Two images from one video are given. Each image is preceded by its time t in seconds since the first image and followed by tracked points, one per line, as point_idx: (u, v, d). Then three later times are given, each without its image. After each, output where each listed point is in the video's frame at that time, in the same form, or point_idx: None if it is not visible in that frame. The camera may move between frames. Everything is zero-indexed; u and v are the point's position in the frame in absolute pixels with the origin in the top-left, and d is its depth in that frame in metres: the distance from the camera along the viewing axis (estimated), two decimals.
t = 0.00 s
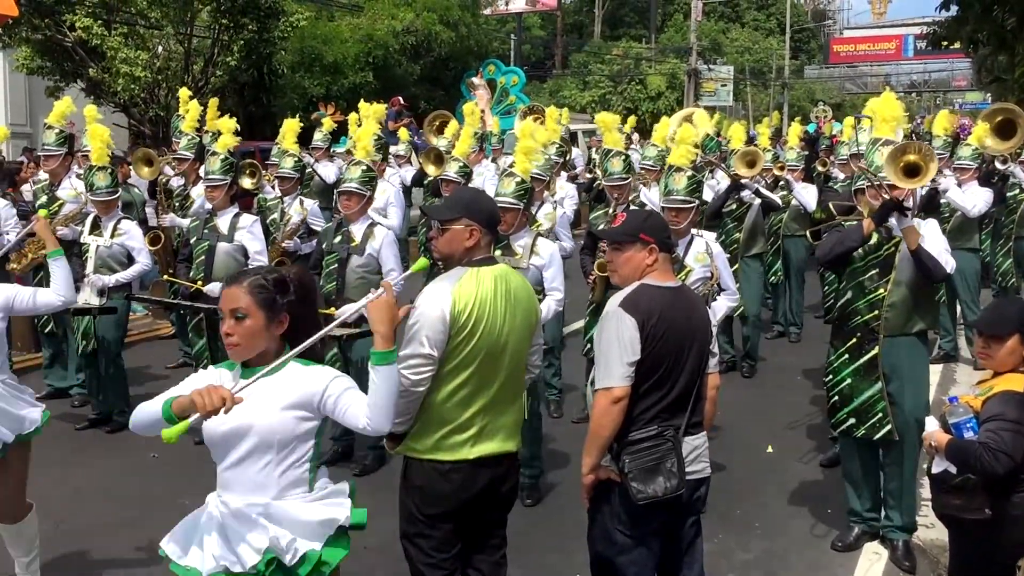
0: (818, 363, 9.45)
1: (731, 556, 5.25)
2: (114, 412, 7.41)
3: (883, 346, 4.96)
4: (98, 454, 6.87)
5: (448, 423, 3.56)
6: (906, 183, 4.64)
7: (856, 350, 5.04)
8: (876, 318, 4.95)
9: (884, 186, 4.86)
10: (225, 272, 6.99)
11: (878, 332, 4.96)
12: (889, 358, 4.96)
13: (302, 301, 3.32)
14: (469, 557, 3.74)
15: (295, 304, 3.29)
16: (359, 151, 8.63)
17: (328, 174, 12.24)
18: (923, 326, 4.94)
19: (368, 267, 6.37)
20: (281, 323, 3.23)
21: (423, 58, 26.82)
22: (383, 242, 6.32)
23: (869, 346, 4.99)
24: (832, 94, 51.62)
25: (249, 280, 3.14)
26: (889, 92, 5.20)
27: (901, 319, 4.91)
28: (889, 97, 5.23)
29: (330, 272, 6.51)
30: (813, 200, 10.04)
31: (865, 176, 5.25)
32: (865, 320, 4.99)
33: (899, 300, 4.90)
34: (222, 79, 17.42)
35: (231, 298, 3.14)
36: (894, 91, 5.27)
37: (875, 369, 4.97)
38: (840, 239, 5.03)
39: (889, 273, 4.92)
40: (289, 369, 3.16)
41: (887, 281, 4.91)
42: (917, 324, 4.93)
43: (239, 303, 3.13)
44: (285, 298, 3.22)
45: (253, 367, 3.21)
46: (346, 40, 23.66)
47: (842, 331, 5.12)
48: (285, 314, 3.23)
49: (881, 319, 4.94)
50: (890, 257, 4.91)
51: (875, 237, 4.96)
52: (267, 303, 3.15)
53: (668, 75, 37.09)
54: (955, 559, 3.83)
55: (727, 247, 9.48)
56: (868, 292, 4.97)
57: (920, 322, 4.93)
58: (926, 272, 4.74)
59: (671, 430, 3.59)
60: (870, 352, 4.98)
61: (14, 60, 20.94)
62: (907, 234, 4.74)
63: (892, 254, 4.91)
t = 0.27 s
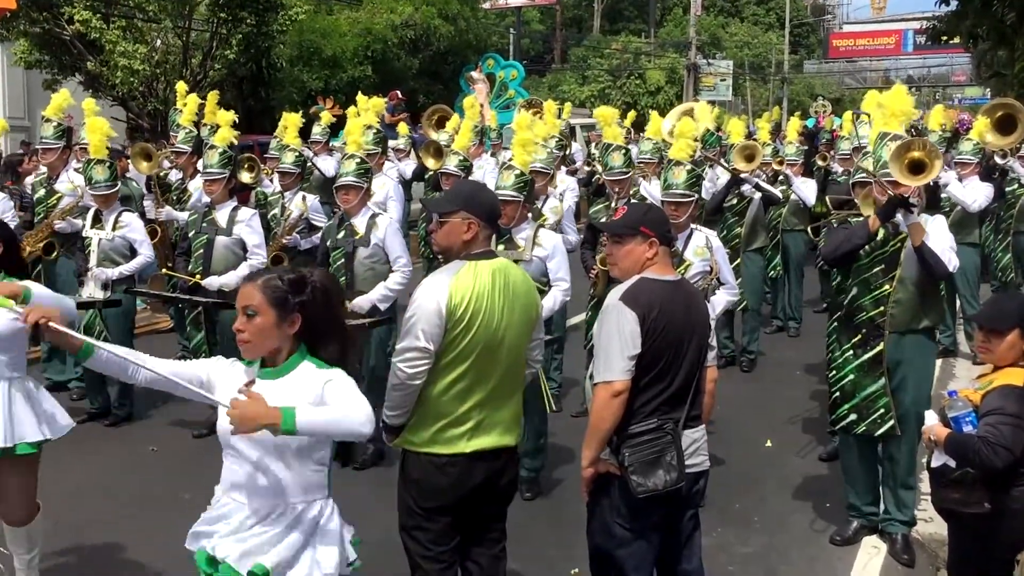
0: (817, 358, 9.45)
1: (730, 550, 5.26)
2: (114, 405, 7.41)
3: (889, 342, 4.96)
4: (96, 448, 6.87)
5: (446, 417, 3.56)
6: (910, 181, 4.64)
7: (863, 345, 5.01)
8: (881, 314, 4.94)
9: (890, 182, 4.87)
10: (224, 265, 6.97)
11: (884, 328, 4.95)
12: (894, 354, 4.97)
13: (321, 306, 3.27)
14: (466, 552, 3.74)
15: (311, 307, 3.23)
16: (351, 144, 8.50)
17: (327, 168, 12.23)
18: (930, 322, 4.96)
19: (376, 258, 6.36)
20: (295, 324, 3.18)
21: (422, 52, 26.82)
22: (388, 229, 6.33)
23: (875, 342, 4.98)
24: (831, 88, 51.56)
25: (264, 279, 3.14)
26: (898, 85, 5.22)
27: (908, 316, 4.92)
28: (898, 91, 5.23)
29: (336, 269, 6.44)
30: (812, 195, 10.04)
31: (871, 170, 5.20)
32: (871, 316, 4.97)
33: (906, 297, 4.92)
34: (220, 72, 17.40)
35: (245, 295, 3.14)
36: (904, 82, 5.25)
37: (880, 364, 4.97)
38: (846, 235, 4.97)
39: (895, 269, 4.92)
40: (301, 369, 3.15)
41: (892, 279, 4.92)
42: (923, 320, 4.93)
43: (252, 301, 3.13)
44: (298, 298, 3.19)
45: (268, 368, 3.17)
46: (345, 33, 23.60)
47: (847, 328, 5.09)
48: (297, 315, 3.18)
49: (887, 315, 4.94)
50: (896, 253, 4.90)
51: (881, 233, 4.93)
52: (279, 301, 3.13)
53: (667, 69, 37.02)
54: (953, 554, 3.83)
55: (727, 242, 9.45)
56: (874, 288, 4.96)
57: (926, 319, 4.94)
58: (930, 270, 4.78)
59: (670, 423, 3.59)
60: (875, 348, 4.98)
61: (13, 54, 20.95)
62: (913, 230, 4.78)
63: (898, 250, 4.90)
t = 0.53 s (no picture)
0: (815, 351, 9.46)
1: (728, 542, 5.27)
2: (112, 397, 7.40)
3: (889, 336, 4.96)
4: (94, 440, 6.88)
5: (441, 409, 3.57)
6: (911, 176, 4.65)
7: (863, 339, 5.01)
8: (882, 309, 4.93)
9: (891, 177, 4.85)
10: (221, 257, 6.96)
11: (885, 323, 4.95)
12: (895, 347, 4.98)
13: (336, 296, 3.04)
14: (463, 544, 3.74)
15: (317, 300, 3.02)
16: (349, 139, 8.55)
17: (325, 161, 12.22)
18: (932, 316, 4.95)
19: (372, 250, 6.34)
20: (293, 314, 3.00)
21: (421, 44, 26.79)
22: (382, 221, 6.31)
23: (874, 336, 4.98)
24: (830, 82, 51.50)
25: (269, 264, 2.98)
26: (898, 79, 5.21)
27: (908, 309, 4.92)
28: (897, 84, 5.23)
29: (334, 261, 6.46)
30: (810, 188, 10.05)
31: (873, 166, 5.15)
32: (871, 310, 4.97)
33: (906, 291, 4.91)
34: (218, 64, 17.37)
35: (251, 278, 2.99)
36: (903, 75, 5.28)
37: (880, 358, 4.97)
38: (847, 231, 5.02)
39: (896, 264, 4.91)
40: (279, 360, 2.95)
41: (893, 274, 4.91)
42: (925, 314, 4.93)
43: (256, 284, 2.98)
44: (302, 287, 2.99)
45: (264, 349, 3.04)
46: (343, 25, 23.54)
47: (848, 322, 5.10)
48: (296, 307, 2.99)
49: (889, 310, 4.93)
50: (897, 248, 4.89)
51: (882, 228, 4.95)
52: (278, 287, 2.96)
53: (666, 62, 36.96)
54: (950, 547, 3.84)
55: (725, 235, 9.46)
56: (875, 284, 4.96)
57: (926, 314, 4.94)
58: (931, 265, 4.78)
59: (668, 416, 3.60)
60: (875, 343, 4.97)
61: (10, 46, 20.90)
62: (915, 225, 4.77)
63: (899, 245, 4.89)
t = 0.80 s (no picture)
0: (817, 346, 9.46)
1: (729, 537, 5.28)
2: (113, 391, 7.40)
3: (888, 330, 4.96)
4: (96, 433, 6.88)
5: (441, 403, 3.56)
6: (916, 171, 4.64)
7: (863, 332, 5.01)
8: (882, 303, 4.93)
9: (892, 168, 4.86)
10: (223, 251, 6.97)
11: (883, 317, 4.95)
12: (895, 340, 4.97)
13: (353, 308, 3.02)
14: (464, 537, 3.75)
15: (336, 307, 2.98)
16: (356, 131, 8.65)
17: (326, 155, 12.21)
18: (929, 311, 4.95)
19: (365, 246, 6.35)
20: (314, 323, 2.95)
21: (422, 39, 26.77)
22: (379, 217, 6.31)
23: (874, 331, 4.98)
24: (832, 77, 51.40)
25: (286, 274, 2.93)
26: (902, 72, 5.20)
27: (909, 302, 4.92)
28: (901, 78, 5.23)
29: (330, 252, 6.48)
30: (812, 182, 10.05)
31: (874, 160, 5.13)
32: (871, 304, 4.98)
33: (906, 285, 4.91)
34: (219, 58, 17.36)
35: (268, 291, 2.95)
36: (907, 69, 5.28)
37: (880, 352, 4.96)
38: (848, 226, 4.97)
39: (896, 258, 4.90)
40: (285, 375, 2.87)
41: (893, 267, 4.90)
42: (924, 306, 4.94)
43: (274, 296, 2.93)
44: (321, 295, 2.94)
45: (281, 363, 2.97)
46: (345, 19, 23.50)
47: (847, 316, 5.10)
48: (316, 316, 2.95)
49: (888, 304, 4.93)
50: (897, 242, 4.89)
51: (883, 222, 4.93)
52: (297, 297, 2.92)
53: (667, 57, 36.86)
54: (952, 544, 3.84)
55: (726, 230, 9.45)
56: (875, 278, 4.95)
57: (925, 308, 4.94)
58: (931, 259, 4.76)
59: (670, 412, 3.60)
60: (875, 336, 4.97)
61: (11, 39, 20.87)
62: (916, 219, 4.75)
63: (899, 239, 4.89)
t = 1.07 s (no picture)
0: (822, 343, 9.45)
1: (734, 534, 5.27)
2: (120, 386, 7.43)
3: (893, 329, 4.94)
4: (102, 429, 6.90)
5: (444, 400, 3.57)
6: (923, 169, 4.62)
7: (867, 331, 5.01)
8: (888, 300, 4.93)
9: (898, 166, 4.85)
10: (228, 247, 6.96)
11: (889, 315, 4.94)
12: (900, 339, 4.94)
13: (372, 295, 3.00)
14: (469, 533, 3.75)
15: (355, 297, 2.97)
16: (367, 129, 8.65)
17: (331, 152, 12.21)
18: (934, 309, 4.94)
19: (369, 246, 6.35)
20: (336, 314, 2.93)
21: (426, 35, 26.81)
22: (384, 220, 6.29)
23: (878, 328, 4.97)
24: (837, 73, 51.29)
25: (308, 263, 2.91)
26: (905, 70, 5.19)
27: (914, 300, 4.90)
28: (905, 75, 5.24)
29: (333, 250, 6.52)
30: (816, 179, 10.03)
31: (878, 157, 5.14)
32: (877, 302, 4.98)
33: (912, 283, 4.89)
34: (224, 54, 17.38)
35: (289, 280, 2.92)
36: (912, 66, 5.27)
37: (886, 350, 4.95)
38: (853, 224, 4.97)
39: (901, 256, 4.90)
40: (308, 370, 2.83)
41: (898, 265, 4.90)
42: (930, 304, 4.92)
43: (295, 285, 2.90)
44: (343, 285, 2.94)
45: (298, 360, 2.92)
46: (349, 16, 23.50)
47: (853, 313, 5.10)
48: (338, 305, 2.93)
49: (894, 301, 4.92)
50: (901, 240, 4.87)
51: (888, 220, 4.91)
52: (320, 287, 2.90)
53: (671, 53, 36.77)
54: (958, 541, 3.84)
55: (731, 226, 9.44)
56: (880, 276, 4.96)
57: (930, 306, 4.93)
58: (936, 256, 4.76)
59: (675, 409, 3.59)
60: (880, 335, 4.96)
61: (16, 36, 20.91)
62: (921, 217, 4.72)
63: (904, 237, 4.87)
